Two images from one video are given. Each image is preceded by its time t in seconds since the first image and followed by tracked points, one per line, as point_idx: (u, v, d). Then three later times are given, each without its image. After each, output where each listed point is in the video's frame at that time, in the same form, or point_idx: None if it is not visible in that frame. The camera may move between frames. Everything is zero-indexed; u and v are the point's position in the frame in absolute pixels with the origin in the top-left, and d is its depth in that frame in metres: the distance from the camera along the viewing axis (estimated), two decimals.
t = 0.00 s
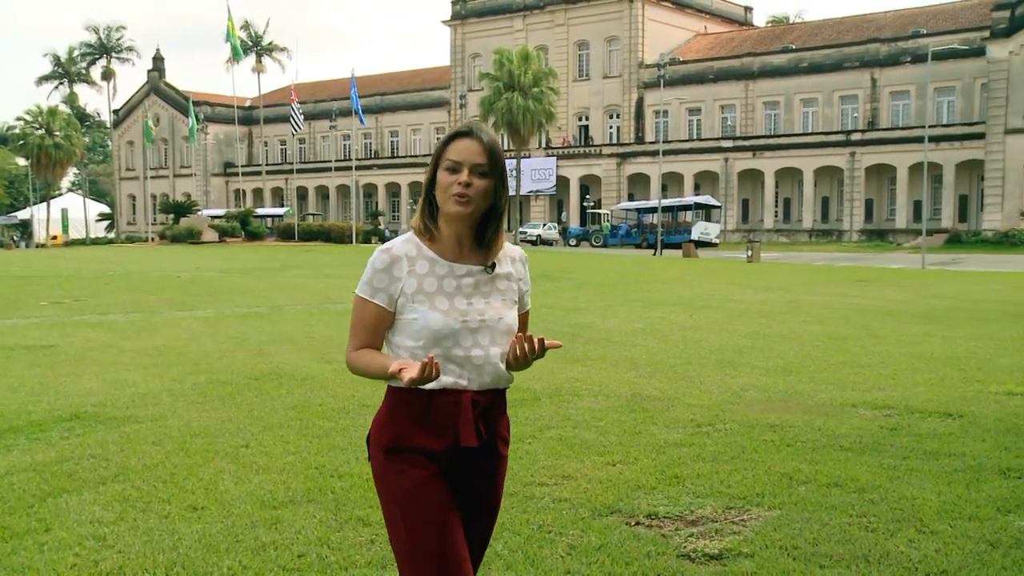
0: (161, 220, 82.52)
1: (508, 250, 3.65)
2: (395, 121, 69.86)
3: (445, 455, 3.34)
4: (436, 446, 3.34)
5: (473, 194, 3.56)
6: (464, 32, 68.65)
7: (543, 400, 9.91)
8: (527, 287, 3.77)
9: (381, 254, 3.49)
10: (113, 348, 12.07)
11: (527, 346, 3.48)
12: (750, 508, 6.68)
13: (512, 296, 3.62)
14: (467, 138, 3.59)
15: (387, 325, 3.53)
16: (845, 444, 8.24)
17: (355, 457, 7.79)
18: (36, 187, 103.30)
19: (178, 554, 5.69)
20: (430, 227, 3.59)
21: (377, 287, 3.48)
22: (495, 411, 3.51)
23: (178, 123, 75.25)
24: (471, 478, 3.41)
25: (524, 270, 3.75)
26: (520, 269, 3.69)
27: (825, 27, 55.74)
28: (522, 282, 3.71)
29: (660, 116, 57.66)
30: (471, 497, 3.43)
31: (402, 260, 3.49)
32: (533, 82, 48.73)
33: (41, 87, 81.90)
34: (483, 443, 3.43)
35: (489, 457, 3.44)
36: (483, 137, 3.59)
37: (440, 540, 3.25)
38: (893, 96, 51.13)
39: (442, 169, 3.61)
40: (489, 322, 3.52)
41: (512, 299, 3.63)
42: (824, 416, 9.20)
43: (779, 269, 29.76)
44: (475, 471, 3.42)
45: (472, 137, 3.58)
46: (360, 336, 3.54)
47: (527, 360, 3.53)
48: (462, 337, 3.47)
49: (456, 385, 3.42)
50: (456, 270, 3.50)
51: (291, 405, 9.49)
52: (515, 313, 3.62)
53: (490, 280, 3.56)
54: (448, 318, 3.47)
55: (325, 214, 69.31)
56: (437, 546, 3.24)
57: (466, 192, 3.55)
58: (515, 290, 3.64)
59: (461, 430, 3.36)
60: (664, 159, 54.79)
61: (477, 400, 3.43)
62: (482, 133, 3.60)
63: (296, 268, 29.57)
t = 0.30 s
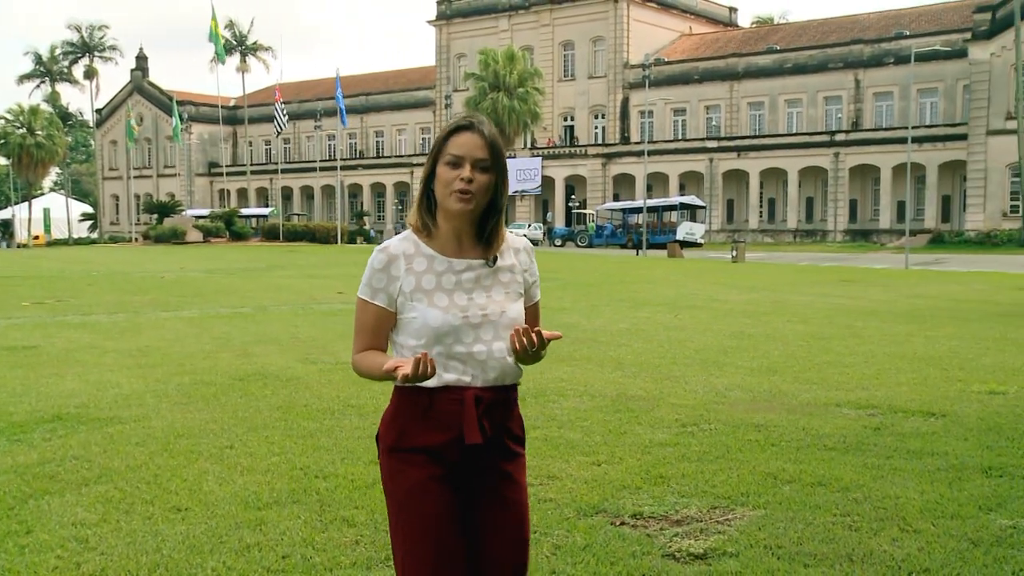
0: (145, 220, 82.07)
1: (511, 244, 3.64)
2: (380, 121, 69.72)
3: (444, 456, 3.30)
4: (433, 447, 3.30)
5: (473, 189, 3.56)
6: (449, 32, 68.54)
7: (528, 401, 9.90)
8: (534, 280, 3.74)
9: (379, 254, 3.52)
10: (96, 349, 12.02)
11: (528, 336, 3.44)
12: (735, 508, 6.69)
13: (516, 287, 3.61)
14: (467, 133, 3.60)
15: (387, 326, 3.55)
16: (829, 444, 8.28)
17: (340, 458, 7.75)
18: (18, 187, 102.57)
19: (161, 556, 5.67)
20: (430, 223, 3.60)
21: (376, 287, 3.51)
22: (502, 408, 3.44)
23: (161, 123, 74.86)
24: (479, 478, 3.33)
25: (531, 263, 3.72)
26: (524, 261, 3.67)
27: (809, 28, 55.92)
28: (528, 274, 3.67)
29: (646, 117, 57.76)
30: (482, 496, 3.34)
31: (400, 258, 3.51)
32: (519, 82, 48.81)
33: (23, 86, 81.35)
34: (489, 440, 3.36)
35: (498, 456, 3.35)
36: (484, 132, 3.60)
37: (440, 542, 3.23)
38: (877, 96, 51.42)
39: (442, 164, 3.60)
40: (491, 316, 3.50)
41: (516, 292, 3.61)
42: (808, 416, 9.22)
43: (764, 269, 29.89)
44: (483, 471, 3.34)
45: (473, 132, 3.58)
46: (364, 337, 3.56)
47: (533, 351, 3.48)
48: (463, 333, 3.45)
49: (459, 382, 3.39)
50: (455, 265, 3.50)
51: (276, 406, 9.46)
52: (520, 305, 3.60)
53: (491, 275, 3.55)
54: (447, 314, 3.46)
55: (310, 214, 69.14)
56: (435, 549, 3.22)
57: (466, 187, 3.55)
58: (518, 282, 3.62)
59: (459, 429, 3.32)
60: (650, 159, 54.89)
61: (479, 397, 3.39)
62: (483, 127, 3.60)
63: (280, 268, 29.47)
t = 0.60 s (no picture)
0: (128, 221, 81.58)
1: (520, 241, 3.59)
2: (365, 121, 69.56)
3: (436, 454, 3.29)
4: (426, 445, 3.29)
5: (481, 184, 3.54)
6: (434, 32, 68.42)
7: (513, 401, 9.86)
8: (546, 281, 3.65)
9: (383, 245, 3.52)
10: (80, 350, 11.96)
11: (521, 333, 3.35)
12: (720, 507, 6.70)
13: (520, 286, 3.53)
14: (475, 127, 3.57)
15: (389, 317, 3.54)
16: (813, 443, 8.30)
17: (324, 459, 7.72)
18: None
19: (145, 558, 5.64)
20: (438, 219, 3.59)
21: (379, 277, 3.52)
22: (500, 405, 3.37)
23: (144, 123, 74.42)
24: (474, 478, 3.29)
25: (541, 262, 3.63)
26: (533, 262, 3.59)
27: (794, 29, 56.05)
28: (534, 272, 3.59)
29: (631, 117, 57.83)
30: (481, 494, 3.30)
31: (401, 250, 3.51)
32: (505, 82, 48.86)
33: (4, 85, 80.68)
34: (483, 438, 3.30)
35: (494, 453, 3.29)
36: (492, 127, 3.57)
37: (434, 544, 3.24)
38: (860, 97, 51.71)
39: (450, 158, 3.58)
40: (489, 314, 3.44)
41: (519, 291, 3.53)
42: (792, 416, 9.25)
43: (748, 270, 30.02)
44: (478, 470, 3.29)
45: (481, 126, 3.55)
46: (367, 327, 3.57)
47: (530, 350, 3.38)
48: (458, 328, 3.40)
49: (452, 379, 3.36)
50: (456, 259, 3.47)
51: (261, 407, 9.42)
52: (522, 305, 3.52)
53: (494, 272, 3.49)
54: (443, 310, 3.42)
55: (294, 215, 68.96)
56: (428, 554, 3.24)
57: (474, 182, 3.53)
58: (522, 281, 3.54)
59: (447, 428, 3.29)
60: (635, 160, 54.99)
61: (472, 394, 3.33)
62: (491, 123, 3.57)
63: (265, 269, 29.39)
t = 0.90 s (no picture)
0: (111, 221, 81.20)
1: (550, 242, 3.40)
2: (350, 121, 69.42)
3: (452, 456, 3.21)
4: (442, 448, 3.24)
5: (506, 186, 3.42)
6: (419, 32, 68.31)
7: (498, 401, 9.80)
8: (582, 282, 3.41)
9: (417, 244, 3.51)
10: (62, 351, 11.89)
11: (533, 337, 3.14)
12: (704, 507, 6.71)
13: (545, 287, 3.35)
14: (496, 129, 3.45)
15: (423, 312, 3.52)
16: (797, 443, 8.32)
17: (308, 460, 7.69)
18: None
19: (127, 560, 5.61)
20: (469, 222, 3.49)
21: (414, 276, 3.52)
22: (520, 406, 3.24)
23: (127, 123, 74.07)
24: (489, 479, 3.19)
25: (574, 264, 3.40)
26: (563, 262, 3.38)
27: (778, 29, 56.14)
28: (565, 274, 3.38)
29: (616, 116, 57.90)
30: (496, 497, 3.22)
31: (430, 249, 3.46)
32: (489, 82, 48.80)
33: None
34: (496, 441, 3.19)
35: (508, 455, 3.19)
36: (514, 127, 3.44)
37: (454, 544, 3.18)
38: (844, 98, 51.99)
39: (475, 159, 3.48)
40: (506, 314, 3.29)
41: (543, 292, 3.34)
42: (777, 415, 9.27)
43: (732, 269, 30.13)
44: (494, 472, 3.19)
45: (501, 128, 3.43)
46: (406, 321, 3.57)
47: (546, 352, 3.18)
48: (474, 329, 3.29)
49: (469, 381, 3.27)
50: (478, 258, 3.35)
51: (245, 408, 9.39)
52: (544, 307, 3.33)
53: (519, 271, 3.34)
54: (463, 308, 3.32)
55: (279, 215, 68.77)
56: (448, 553, 3.18)
57: (498, 185, 3.42)
58: (548, 282, 3.35)
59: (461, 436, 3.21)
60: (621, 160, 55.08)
61: (485, 397, 3.23)
62: (513, 122, 3.44)
63: (250, 269, 29.32)
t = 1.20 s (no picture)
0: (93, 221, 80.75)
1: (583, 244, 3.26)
2: (333, 121, 69.31)
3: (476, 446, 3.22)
4: (475, 447, 3.24)
5: (520, 186, 3.31)
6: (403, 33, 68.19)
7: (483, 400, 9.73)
8: (618, 282, 3.22)
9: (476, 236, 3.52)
10: (42, 352, 11.81)
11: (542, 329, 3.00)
12: (688, 507, 6.72)
13: (572, 285, 3.23)
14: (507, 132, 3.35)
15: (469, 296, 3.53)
16: (780, 443, 8.34)
17: (292, 461, 7.65)
18: None
19: (108, 563, 5.56)
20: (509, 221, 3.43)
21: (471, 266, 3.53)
22: (541, 404, 3.17)
23: (110, 122, 73.71)
24: (502, 475, 3.17)
25: (607, 264, 3.22)
26: (596, 261, 3.22)
27: (762, 30, 56.36)
28: (596, 273, 3.21)
29: (600, 117, 58.04)
30: (521, 495, 3.18)
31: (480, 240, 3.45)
32: (474, 82, 48.78)
33: None
34: (512, 437, 3.16)
35: (523, 453, 3.15)
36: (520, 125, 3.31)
37: (489, 544, 3.15)
38: (827, 99, 52.30)
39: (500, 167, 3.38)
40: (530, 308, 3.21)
41: (570, 291, 3.22)
42: (760, 415, 9.28)
43: (716, 269, 30.22)
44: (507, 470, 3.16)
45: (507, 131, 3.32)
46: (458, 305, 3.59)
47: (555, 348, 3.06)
48: (499, 319, 3.25)
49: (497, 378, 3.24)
50: (514, 251, 3.29)
51: (229, 408, 9.35)
52: (569, 306, 3.21)
53: (549, 266, 3.24)
54: (493, 299, 3.27)
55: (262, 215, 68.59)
56: (484, 553, 3.15)
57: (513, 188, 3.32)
58: (576, 280, 3.22)
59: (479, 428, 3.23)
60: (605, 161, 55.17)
61: (505, 395, 3.21)
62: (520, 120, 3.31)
63: (233, 269, 29.23)
